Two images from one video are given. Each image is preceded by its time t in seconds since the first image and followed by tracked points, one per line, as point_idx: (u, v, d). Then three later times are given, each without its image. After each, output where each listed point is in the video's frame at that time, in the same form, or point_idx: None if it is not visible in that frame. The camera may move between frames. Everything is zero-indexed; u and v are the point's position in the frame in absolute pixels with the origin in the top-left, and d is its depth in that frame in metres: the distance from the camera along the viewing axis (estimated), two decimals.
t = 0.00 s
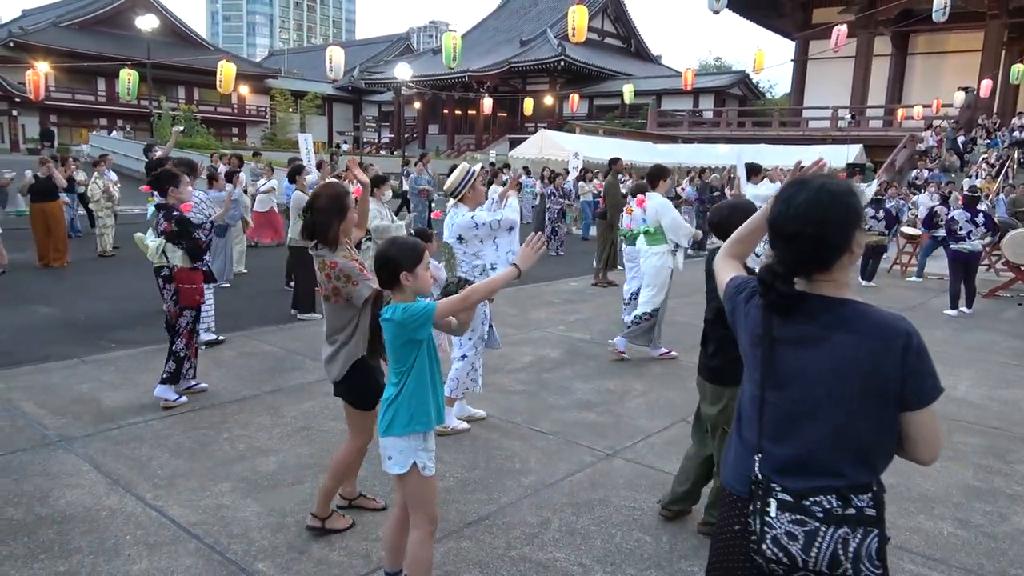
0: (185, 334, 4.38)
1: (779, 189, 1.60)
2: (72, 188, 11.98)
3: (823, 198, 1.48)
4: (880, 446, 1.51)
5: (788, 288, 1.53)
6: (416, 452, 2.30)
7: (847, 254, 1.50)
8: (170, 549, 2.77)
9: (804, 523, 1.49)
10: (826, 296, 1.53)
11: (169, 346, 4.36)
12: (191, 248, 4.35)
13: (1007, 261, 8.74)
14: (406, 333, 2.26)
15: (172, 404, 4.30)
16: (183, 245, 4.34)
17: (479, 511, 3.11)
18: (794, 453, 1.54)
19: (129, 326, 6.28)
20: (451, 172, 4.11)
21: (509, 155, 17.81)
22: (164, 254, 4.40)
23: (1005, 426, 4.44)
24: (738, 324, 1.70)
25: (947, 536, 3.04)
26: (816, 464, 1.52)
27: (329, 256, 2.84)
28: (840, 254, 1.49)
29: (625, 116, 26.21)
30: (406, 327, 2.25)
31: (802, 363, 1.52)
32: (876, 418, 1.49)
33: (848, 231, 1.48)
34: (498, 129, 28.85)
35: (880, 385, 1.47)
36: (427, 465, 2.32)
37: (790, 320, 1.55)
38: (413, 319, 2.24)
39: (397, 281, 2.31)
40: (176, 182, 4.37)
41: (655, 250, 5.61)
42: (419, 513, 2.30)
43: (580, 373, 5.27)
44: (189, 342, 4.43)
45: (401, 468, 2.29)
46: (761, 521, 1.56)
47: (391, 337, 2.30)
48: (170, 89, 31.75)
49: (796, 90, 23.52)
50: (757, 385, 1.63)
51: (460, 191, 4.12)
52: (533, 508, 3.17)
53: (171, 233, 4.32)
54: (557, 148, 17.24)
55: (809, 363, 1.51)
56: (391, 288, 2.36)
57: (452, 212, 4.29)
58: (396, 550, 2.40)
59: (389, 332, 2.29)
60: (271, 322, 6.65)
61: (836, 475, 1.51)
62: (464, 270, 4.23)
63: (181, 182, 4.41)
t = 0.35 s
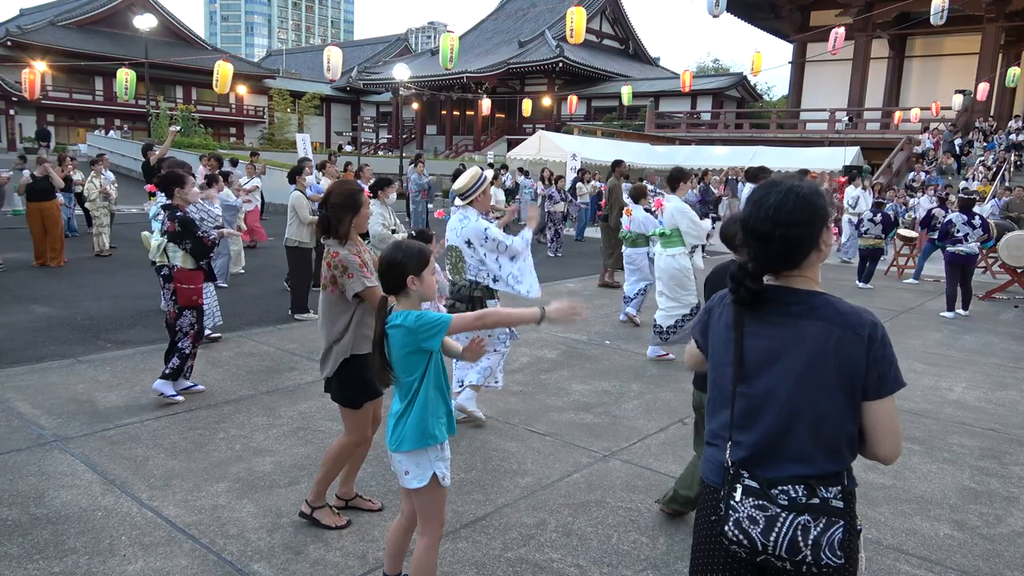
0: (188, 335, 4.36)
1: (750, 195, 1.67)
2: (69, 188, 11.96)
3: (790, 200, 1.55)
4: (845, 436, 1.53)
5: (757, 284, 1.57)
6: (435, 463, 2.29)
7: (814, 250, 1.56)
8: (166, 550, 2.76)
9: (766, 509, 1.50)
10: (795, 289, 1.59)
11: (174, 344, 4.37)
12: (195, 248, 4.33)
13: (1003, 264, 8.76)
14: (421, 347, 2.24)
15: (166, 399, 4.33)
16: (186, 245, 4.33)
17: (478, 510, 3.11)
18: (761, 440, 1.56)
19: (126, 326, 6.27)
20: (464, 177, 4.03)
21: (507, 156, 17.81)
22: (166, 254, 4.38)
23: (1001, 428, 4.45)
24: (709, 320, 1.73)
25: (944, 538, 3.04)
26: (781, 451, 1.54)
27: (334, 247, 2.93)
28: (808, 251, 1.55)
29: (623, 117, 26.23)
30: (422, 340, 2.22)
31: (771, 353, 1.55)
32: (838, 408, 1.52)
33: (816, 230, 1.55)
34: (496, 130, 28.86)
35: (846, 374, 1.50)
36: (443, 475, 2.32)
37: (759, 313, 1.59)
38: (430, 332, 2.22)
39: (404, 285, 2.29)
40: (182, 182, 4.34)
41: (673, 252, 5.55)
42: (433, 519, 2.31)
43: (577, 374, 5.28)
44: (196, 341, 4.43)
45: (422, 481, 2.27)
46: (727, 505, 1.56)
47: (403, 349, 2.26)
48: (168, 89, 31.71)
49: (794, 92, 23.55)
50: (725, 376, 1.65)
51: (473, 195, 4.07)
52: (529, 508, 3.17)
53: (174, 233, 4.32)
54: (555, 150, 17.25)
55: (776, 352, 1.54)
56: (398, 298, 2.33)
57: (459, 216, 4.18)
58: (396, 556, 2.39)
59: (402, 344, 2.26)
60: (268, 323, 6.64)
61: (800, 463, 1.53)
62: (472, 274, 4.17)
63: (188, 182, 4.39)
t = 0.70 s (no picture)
0: (197, 337, 4.38)
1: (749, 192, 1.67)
2: (66, 192, 11.93)
3: (788, 198, 1.55)
4: (836, 426, 1.52)
5: (755, 280, 1.57)
6: (430, 462, 2.29)
7: (811, 246, 1.56)
8: (164, 553, 2.75)
9: (757, 493, 1.51)
10: (793, 283, 1.58)
11: (188, 349, 4.41)
12: (197, 250, 4.28)
13: (1001, 261, 8.78)
14: (423, 351, 2.23)
15: (207, 401, 4.41)
16: (190, 246, 4.29)
17: (479, 511, 3.11)
18: (754, 430, 1.57)
19: (124, 329, 6.25)
20: (483, 175, 4.05)
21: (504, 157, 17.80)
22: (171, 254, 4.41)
23: (1000, 425, 4.45)
24: (705, 312, 1.73)
25: (944, 535, 3.03)
26: (773, 440, 1.54)
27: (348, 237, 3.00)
28: (805, 247, 1.55)
29: (620, 117, 26.26)
30: (423, 344, 2.21)
31: (766, 344, 1.55)
32: (831, 398, 1.51)
33: (813, 228, 1.55)
34: (493, 131, 28.86)
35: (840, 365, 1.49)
36: (437, 473, 2.33)
37: (755, 307, 1.59)
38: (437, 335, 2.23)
39: (402, 283, 2.28)
40: (190, 185, 4.33)
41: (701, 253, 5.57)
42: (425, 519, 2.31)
43: (576, 374, 5.28)
44: (209, 343, 4.45)
45: (416, 481, 2.27)
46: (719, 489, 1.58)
47: (400, 349, 2.24)
48: (164, 92, 31.67)
49: (791, 91, 23.56)
50: (720, 367, 1.66)
51: (491, 197, 4.10)
52: (528, 509, 3.16)
53: (180, 234, 4.31)
54: (553, 150, 17.25)
55: (770, 342, 1.55)
56: (396, 299, 2.30)
57: (477, 217, 4.17)
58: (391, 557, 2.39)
59: (402, 344, 2.23)
60: (267, 325, 6.64)
61: (792, 452, 1.52)
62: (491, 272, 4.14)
63: (197, 184, 4.37)
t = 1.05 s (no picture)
0: (189, 343, 4.31)
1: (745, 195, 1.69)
2: (44, 194, 11.78)
3: (782, 203, 1.58)
4: (819, 420, 1.53)
5: (749, 283, 1.60)
6: (399, 461, 2.29)
7: (803, 250, 1.58)
8: (145, 559, 2.72)
9: (742, 486, 1.53)
10: (786, 284, 1.61)
11: (176, 355, 4.32)
12: (197, 254, 4.25)
13: (980, 259, 8.92)
14: (392, 352, 2.22)
15: (196, 406, 4.38)
16: (189, 250, 4.26)
17: (462, 512, 3.10)
18: (741, 423, 1.59)
19: (104, 332, 6.19)
20: (477, 176, 4.03)
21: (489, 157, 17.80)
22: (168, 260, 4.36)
23: (978, 421, 4.51)
24: (702, 312, 1.76)
25: (923, 531, 3.07)
26: (758, 434, 1.55)
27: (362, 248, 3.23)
28: (797, 251, 1.57)
29: (604, 118, 26.37)
30: (391, 343, 2.22)
31: (754, 341, 1.58)
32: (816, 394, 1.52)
33: (804, 233, 1.58)
34: (478, 131, 28.86)
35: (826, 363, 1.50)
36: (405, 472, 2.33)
37: (748, 308, 1.61)
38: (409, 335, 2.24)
39: (382, 283, 2.28)
40: (188, 191, 4.36)
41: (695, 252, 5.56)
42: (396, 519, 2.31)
43: (560, 374, 5.28)
44: (197, 350, 4.36)
45: (384, 477, 2.28)
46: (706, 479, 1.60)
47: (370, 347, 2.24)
48: (145, 93, 31.36)
49: (772, 91, 23.74)
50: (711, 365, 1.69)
51: (485, 199, 4.09)
52: (513, 510, 3.16)
53: (178, 238, 4.27)
54: (537, 150, 17.27)
55: (757, 339, 1.57)
56: (370, 297, 2.29)
57: (474, 218, 4.15)
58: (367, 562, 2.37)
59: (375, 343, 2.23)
60: (250, 327, 6.59)
61: (775, 446, 1.54)
62: (485, 273, 4.12)
63: (193, 190, 4.39)
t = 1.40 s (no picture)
0: (158, 350, 4.22)
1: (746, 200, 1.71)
2: None
3: (785, 211, 1.59)
4: (827, 419, 1.57)
5: (755, 287, 1.61)
6: (361, 467, 2.26)
7: (805, 254, 1.60)
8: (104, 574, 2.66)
9: (755, 479, 1.57)
10: (791, 289, 1.63)
11: (147, 362, 4.25)
12: (161, 259, 4.12)
13: (936, 264, 9.19)
14: (352, 357, 2.21)
15: (156, 414, 4.29)
16: (158, 255, 4.15)
17: (429, 519, 3.09)
18: (750, 421, 1.62)
19: (60, 340, 6.03)
20: (425, 179, 4.02)
21: (456, 163, 17.79)
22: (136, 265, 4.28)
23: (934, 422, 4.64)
24: (707, 310, 1.80)
25: (883, 531, 3.15)
26: (770, 431, 1.59)
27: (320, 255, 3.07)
28: (800, 255, 1.59)
29: (571, 123, 26.55)
30: (351, 347, 2.21)
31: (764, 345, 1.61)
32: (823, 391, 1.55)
33: (806, 238, 1.59)
34: (445, 136, 28.82)
35: (829, 361, 1.52)
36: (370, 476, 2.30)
37: (755, 312, 1.64)
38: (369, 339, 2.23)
39: (344, 290, 2.27)
40: (155, 194, 4.25)
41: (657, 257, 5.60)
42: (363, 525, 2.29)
43: (528, 380, 5.28)
44: (169, 356, 4.28)
45: (346, 484, 2.24)
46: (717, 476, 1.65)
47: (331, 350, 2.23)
48: (104, 95, 30.66)
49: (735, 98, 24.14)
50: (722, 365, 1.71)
51: (433, 202, 4.07)
52: (479, 517, 3.16)
53: (147, 243, 4.15)
54: (504, 156, 17.29)
55: (765, 341, 1.61)
56: (332, 302, 2.29)
57: (422, 221, 4.12)
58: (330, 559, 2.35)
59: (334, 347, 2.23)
60: (213, 334, 6.49)
61: (785, 441, 1.57)
62: (428, 277, 4.09)
63: (162, 194, 4.29)
